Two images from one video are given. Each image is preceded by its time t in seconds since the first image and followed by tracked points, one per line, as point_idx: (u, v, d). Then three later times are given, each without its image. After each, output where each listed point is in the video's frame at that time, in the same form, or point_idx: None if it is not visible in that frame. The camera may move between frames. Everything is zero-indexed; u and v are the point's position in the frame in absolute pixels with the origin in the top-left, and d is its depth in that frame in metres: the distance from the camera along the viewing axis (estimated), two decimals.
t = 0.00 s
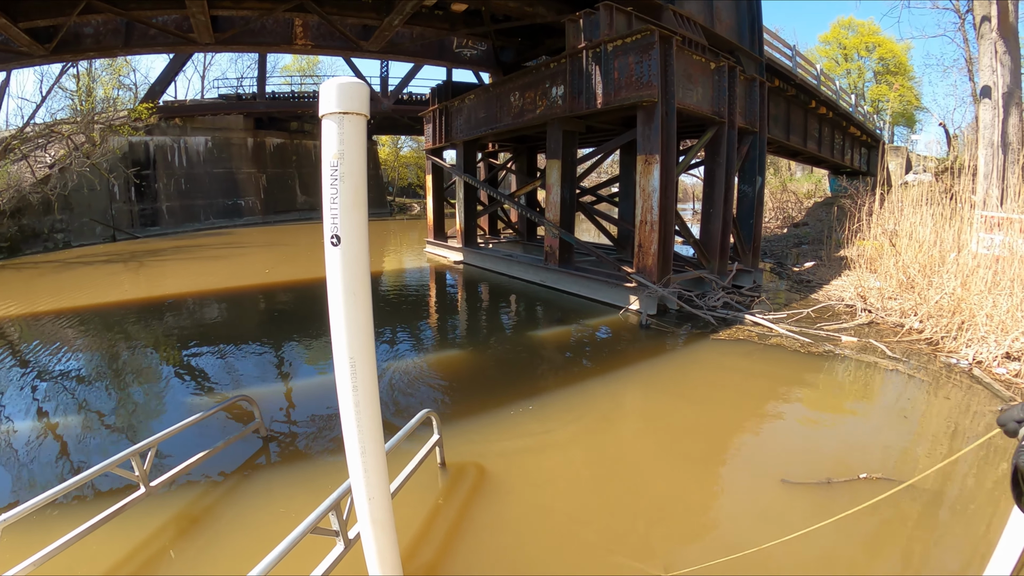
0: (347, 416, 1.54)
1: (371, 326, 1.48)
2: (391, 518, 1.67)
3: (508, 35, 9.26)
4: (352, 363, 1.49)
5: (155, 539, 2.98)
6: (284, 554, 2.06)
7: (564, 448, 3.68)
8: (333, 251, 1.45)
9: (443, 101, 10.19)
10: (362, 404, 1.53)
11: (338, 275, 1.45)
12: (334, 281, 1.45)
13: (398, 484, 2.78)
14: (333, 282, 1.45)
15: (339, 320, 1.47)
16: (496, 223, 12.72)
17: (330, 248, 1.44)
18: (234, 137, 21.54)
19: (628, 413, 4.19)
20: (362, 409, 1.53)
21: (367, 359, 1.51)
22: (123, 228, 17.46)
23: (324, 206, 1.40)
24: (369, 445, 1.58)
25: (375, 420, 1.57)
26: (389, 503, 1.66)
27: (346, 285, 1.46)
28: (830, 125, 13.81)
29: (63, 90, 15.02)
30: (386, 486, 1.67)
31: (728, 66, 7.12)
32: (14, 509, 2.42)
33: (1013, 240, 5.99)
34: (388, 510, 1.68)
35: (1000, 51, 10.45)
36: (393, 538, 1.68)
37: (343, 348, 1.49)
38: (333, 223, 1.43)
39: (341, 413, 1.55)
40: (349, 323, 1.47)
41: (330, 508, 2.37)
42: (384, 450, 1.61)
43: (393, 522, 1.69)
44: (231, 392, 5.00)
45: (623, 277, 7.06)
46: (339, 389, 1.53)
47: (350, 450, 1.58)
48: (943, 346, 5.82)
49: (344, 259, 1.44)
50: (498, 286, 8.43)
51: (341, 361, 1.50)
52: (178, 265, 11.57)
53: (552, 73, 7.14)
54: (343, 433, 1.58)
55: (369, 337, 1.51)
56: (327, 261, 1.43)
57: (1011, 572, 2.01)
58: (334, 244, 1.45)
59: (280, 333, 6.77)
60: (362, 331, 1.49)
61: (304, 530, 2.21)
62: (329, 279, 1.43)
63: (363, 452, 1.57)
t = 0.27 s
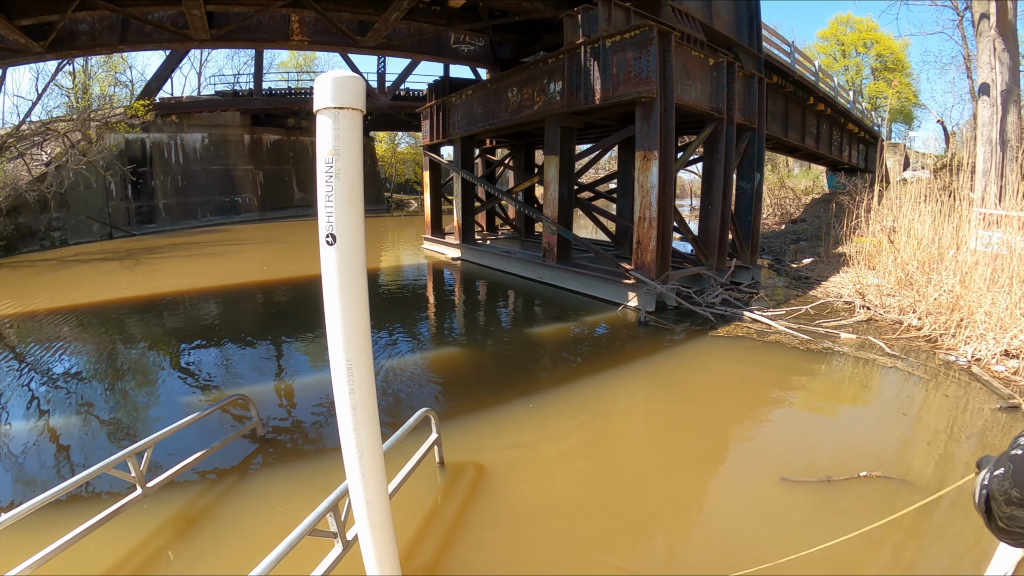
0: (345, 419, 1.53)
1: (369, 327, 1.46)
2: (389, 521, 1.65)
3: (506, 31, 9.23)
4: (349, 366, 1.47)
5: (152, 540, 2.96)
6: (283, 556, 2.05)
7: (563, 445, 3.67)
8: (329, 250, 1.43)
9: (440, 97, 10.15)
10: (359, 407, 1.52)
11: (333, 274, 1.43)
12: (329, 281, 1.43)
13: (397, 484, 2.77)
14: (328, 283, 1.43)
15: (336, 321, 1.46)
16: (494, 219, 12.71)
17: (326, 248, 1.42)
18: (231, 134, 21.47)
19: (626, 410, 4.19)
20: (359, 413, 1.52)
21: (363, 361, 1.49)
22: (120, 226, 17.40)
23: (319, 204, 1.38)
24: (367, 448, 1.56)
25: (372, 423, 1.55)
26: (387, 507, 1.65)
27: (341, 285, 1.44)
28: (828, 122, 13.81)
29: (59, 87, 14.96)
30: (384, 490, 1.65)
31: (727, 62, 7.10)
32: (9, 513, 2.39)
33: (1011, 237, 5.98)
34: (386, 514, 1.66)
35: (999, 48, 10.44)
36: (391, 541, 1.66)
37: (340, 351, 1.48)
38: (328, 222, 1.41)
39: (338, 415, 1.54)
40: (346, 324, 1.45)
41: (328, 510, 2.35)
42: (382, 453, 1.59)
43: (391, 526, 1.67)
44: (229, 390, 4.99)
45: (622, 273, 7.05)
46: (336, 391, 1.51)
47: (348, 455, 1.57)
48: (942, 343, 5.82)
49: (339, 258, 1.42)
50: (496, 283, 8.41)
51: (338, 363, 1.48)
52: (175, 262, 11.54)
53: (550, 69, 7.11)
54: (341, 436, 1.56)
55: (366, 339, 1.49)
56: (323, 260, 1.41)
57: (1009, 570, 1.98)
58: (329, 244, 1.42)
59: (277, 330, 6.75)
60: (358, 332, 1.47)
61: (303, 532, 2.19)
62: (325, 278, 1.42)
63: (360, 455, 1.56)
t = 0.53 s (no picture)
0: (352, 423, 1.46)
1: (377, 327, 1.40)
2: (398, 526, 1.61)
3: (506, 27, 9.22)
4: (358, 368, 1.41)
5: (152, 543, 2.94)
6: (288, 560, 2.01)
7: (567, 444, 3.66)
8: (336, 247, 1.37)
9: (440, 93, 10.11)
10: (367, 411, 1.45)
11: (340, 272, 1.37)
12: (336, 279, 1.37)
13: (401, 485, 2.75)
14: (335, 280, 1.37)
15: (343, 321, 1.40)
16: (494, 216, 12.68)
17: (333, 245, 1.37)
18: (230, 132, 21.41)
19: (629, 408, 4.17)
20: (367, 418, 1.45)
21: (372, 363, 1.43)
22: (119, 224, 17.34)
23: (326, 199, 1.33)
24: (376, 452, 1.50)
25: (381, 427, 1.48)
26: (396, 513, 1.60)
27: (349, 282, 1.37)
28: (828, 119, 13.78)
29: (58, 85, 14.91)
30: (393, 495, 1.59)
31: (729, 59, 7.08)
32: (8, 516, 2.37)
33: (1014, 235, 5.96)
34: (395, 518, 1.61)
35: (1000, 46, 10.41)
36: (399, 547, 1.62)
37: (348, 352, 1.42)
38: (336, 218, 1.36)
39: (346, 419, 1.47)
40: (353, 324, 1.39)
41: (332, 513, 2.30)
42: (390, 458, 1.53)
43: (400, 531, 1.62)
44: (230, 389, 4.97)
45: (624, 271, 7.03)
46: (344, 394, 1.45)
47: (356, 459, 1.51)
48: (944, 341, 5.81)
49: (347, 255, 1.37)
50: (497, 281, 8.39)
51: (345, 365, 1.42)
52: (174, 260, 11.51)
53: (551, 65, 7.08)
54: (348, 440, 1.50)
55: (374, 340, 1.42)
56: (330, 258, 1.36)
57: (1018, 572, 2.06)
58: (337, 240, 1.37)
59: (277, 328, 6.73)
60: (367, 332, 1.41)
61: (306, 536, 2.15)
62: (332, 276, 1.36)
63: (369, 460, 1.50)
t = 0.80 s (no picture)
0: (359, 414, 1.43)
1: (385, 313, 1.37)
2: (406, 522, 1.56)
3: (507, 21, 9.23)
4: (365, 356, 1.38)
5: (150, 541, 2.93)
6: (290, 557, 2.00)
7: (570, 439, 3.65)
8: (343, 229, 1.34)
9: (439, 88, 10.08)
10: (375, 400, 1.42)
11: (348, 255, 1.35)
12: (344, 261, 1.35)
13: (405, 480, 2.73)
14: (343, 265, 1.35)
15: (350, 308, 1.37)
16: (494, 212, 12.66)
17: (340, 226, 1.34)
18: (228, 128, 21.35)
19: (633, 403, 4.17)
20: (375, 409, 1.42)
21: (380, 351, 1.40)
22: (117, 221, 17.28)
23: (334, 177, 1.30)
24: (383, 445, 1.47)
25: (389, 418, 1.45)
26: (405, 507, 1.55)
27: (357, 266, 1.36)
28: (829, 115, 13.77)
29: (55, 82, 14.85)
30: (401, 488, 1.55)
31: (731, 54, 7.06)
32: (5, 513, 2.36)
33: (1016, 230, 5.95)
34: (403, 514, 1.56)
35: (1001, 42, 10.39)
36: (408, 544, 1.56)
37: (355, 339, 1.39)
38: (343, 198, 1.33)
39: (353, 410, 1.44)
40: (361, 309, 1.37)
41: (336, 509, 2.28)
42: (399, 450, 1.49)
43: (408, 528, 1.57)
44: (231, 384, 4.96)
45: (626, 265, 7.02)
46: (351, 383, 1.42)
47: (362, 451, 1.47)
48: (947, 336, 5.80)
49: (355, 237, 1.34)
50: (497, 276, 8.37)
51: (353, 353, 1.40)
52: (173, 257, 11.47)
53: (552, 59, 7.05)
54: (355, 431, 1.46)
55: (383, 327, 1.40)
56: (338, 238, 1.33)
57: None
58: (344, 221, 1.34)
59: (277, 324, 6.71)
60: (375, 319, 1.39)
61: (309, 534, 2.13)
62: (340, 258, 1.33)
63: (376, 452, 1.46)
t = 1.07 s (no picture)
0: (345, 418, 1.42)
1: (369, 313, 1.35)
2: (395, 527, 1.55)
3: (503, 16, 9.27)
4: (349, 358, 1.36)
5: (143, 542, 2.91)
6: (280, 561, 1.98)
7: (567, 436, 3.65)
8: (326, 224, 1.33)
9: (435, 83, 10.04)
10: (360, 403, 1.41)
11: (331, 251, 1.33)
12: (326, 258, 1.33)
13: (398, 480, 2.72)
14: (326, 263, 1.33)
15: (334, 309, 1.36)
16: (491, 207, 12.64)
17: (322, 221, 1.32)
18: (224, 124, 21.30)
19: (629, 400, 4.16)
20: (360, 413, 1.41)
21: (365, 353, 1.39)
22: (113, 218, 17.19)
23: (315, 170, 1.28)
24: (370, 449, 1.45)
25: (375, 422, 1.44)
26: (393, 511, 1.54)
27: (340, 263, 1.34)
28: (826, 111, 13.76)
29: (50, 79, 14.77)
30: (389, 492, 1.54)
31: (728, 49, 7.04)
32: None
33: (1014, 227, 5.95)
34: (392, 519, 1.56)
35: (999, 39, 10.38)
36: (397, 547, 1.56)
37: (339, 341, 1.37)
38: (325, 193, 1.31)
39: (338, 412, 1.43)
40: (345, 309, 1.35)
41: (326, 510, 2.26)
42: (386, 453, 1.48)
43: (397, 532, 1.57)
44: (227, 381, 4.95)
45: (622, 261, 7.01)
46: (336, 386, 1.41)
47: (348, 455, 1.45)
48: (945, 333, 5.81)
49: (337, 233, 1.32)
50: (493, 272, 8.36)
51: (336, 356, 1.38)
52: (168, 254, 11.43)
53: (549, 54, 7.03)
54: (341, 436, 1.46)
55: (367, 328, 1.38)
56: (319, 233, 1.32)
57: None
58: (326, 216, 1.32)
59: (273, 321, 6.68)
60: (359, 319, 1.37)
61: (299, 536, 2.11)
62: (322, 255, 1.32)
63: (363, 457, 1.45)
